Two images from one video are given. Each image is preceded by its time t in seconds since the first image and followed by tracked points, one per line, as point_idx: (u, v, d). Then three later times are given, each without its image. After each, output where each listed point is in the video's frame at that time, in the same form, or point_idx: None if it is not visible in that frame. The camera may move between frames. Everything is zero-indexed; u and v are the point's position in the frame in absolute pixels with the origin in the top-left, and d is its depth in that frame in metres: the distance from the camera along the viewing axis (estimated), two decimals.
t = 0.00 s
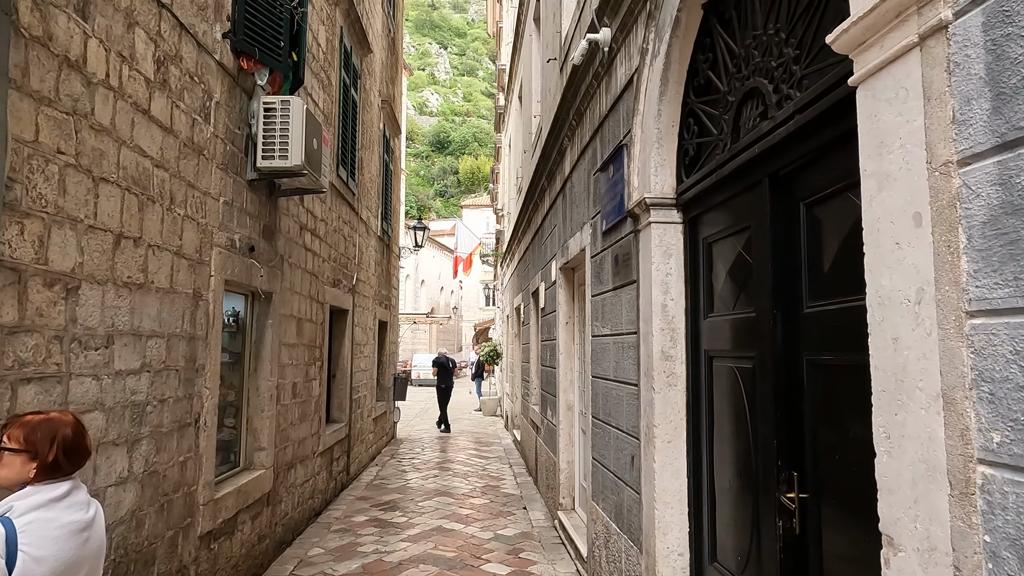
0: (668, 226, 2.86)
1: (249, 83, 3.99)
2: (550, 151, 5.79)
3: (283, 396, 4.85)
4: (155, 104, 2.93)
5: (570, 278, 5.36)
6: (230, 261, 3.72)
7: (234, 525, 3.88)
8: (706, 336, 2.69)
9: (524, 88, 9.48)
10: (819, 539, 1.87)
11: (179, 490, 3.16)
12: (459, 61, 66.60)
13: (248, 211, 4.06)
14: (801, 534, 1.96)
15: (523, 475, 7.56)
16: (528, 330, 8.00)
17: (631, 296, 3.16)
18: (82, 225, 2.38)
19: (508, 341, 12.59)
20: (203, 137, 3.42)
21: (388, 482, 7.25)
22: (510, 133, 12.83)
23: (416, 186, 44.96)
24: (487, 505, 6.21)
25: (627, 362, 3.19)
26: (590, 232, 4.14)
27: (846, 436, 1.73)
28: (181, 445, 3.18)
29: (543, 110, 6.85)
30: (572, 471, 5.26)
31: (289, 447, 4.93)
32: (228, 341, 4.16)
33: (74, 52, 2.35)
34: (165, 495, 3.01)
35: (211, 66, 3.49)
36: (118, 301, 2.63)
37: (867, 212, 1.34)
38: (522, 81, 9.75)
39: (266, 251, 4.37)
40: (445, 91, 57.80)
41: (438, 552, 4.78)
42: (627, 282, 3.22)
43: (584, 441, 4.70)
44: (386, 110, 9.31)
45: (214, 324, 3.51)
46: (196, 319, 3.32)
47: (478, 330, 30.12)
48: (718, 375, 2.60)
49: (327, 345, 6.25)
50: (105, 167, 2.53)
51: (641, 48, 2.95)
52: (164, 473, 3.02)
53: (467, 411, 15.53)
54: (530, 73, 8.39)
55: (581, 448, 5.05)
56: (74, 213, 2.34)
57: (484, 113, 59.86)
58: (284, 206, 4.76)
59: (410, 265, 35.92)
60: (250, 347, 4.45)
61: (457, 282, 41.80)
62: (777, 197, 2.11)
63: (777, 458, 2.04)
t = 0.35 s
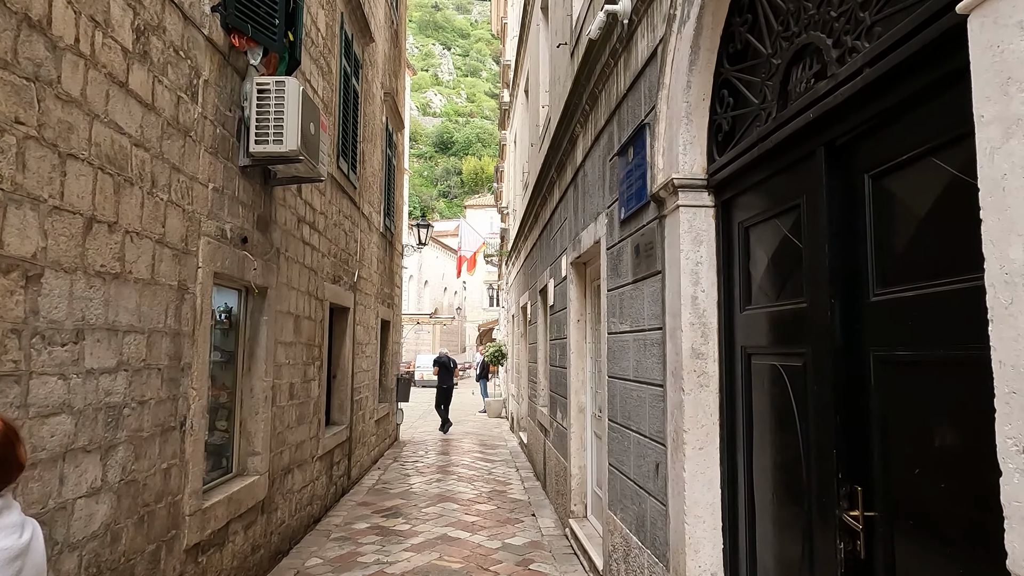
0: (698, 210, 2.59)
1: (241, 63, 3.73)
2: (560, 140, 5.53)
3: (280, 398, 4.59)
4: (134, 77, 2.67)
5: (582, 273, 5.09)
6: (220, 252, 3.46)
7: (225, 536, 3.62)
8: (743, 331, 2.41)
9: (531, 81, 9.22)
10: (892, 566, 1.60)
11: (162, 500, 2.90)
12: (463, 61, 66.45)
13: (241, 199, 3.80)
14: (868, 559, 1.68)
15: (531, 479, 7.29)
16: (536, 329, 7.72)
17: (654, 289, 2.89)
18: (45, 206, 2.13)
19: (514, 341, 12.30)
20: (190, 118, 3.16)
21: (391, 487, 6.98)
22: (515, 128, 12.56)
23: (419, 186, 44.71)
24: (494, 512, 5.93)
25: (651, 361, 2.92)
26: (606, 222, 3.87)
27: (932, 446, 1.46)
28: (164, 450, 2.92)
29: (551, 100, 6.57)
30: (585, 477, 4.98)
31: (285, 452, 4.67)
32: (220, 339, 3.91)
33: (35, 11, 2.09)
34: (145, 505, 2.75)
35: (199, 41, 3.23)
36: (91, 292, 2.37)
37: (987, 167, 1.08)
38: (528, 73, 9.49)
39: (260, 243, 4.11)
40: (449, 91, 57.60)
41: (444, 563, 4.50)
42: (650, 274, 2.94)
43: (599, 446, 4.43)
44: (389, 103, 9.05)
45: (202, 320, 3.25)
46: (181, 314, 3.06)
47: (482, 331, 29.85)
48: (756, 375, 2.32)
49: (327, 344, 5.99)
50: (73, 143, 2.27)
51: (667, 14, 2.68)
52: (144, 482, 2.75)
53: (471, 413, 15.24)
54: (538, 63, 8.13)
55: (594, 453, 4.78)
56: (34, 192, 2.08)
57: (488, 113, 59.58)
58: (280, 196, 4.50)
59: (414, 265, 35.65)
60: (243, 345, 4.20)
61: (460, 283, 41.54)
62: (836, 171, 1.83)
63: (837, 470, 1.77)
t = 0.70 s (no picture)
0: (737, 198, 2.31)
1: (233, 44, 3.48)
2: (572, 132, 5.26)
3: (277, 404, 4.33)
4: (110, 52, 2.41)
5: (596, 273, 4.82)
6: (210, 248, 3.20)
7: (216, 554, 3.36)
8: (790, 334, 2.14)
9: (539, 74, 8.96)
10: None
11: (143, 519, 2.64)
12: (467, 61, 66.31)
13: (233, 192, 3.54)
14: None
15: (540, 487, 7.01)
16: (545, 330, 7.45)
17: (685, 287, 2.61)
18: None
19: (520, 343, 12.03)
20: (175, 101, 2.90)
21: (395, 495, 6.72)
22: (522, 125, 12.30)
23: (423, 186, 44.50)
24: (502, 521, 5.67)
25: (680, 366, 2.65)
26: (625, 216, 3.60)
27: None
28: (145, 465, 2.66)
29: (562, 91, 6.31)
30: (599, 488, 4.71)
31: (283, 461, 4.41)
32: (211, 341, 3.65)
33: None
34: (123, 526, 2.49)
35: (185, 18, 2.97)
36: (56, 290, 2.11)
37: None
38: (536, 67, 9.23)
39: (255, 238, 3.85)
40: (453, 90, 57.40)
41: None
42: (680, 271, 2.67)
43: (618, 456, 4.15)
44: (393, 97, 8.80)
45: (190, 321, 2.99)
46: (165, 315, 2.80)
47: (487, 331, 29.58)
48: (808, 384, 2.04)
49: (327, 347, 5.73)
50: (34, 121, 2.01)
51: None
52: (121, 501, 2.49)
53: (477, 415, 14.99)
54: (546, 55, 7.86)
55: (611, 462, 4.51)
56: None
57: (492, 113, 59.35)
58: (276, 189, 4.24)
59: (418, 265, 35.41)
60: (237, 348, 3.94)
61: (465, 283, 41.30)
62: (918, 146, 1.56)
63: (921, 501, 1.49)
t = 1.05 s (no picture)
0: (778, 172, 2.04)
1: (217, 16, 3.20)
2: (581, 118, 4.99)
3: (268, 406, 4.06)
4: (69, 10, 2.14)
5: (607, 267, 4.55)
6: (189, 236, 2.93)
7: (197, 570, 3.09)
8: (841, 326, 1.85)
9: (544, 65, 8.68)
10: None
11: (109, 535, 2.36)
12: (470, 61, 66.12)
13: (217, 176, 3.27)
14: None
15: (546, 492, 6.73)
16: (551, 329, 7.17)
17: (715, 275, 2.33)
18: None
19: (524, 343, 11.75)
20: (149, 72, 2.63)
21: (395, 501, 6.44)
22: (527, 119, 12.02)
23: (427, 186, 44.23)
24: (508, 530, 5.38)
25: (710, 364, 2.37)
26: (642, 201, 3.32)
27: None
28: (112, 474, 2.38)
29: (569, 79, 6.03)
30: (611, 495, 4.42)
31: (274, 466, 4.14)
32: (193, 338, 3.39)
33: None
34: (84, 544, 2.22)
35: None
36: None
37: None
38: (541, 58, 8.94)
39: (242, 228, 3.58)
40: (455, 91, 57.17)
41: None
42: (709, 257, 2.39)
43: (634, 462, 3.87)
44: (394, 89, 8.52)
45: (166, 315, 2.72)
46: (135, 307, 2.53)
47: (490, 332, 29.31)
48: (864, 383, 1.76)
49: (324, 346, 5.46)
50: None
51: None
52: (82, 516, 2.22)
53: (480, 417, 14.70)
54: (552, 44, 7.58)
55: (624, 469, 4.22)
56: None
57: (496, 114, 59.11)
58: (267, 176, 3.97)
59: (421, 266, 35.16)
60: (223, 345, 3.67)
61: (468, 284, 41.03)
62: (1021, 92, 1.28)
63: None
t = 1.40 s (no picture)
0: (827, 150, 1.75)
1: None
2: (588, 107, 4.71)
3: (255, 414, 3.79)
4: None
5: (617, 264, 4.27)
6: (160, 228, 2.66)
7: None
8: (903, 331, 1.56)
9: (549, 58, 8.39)
10: None
11: (61, 566, 2.09)
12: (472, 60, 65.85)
13: (194, 164, 3.00)
14: None
15: (552, 500, 6.44)
16: (556, 330, 6.89)
17: (748, 271, 2.05)
18: None
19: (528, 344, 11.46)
20: (112, 46, 2.36)
21: (394, 510, 6.17)
22: (530, 115, 11.72)
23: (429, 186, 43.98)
24: (512, 542, 5.10)
25: (743, 372, 2.09)
26: (658, 191, 3.04)
27: None
28: (64, 496, 2.11)
29: (576, 68, 5.74)
30: (622, 508, 4.13)
31: (262, 478, 3.87)
32: (168, 342, 3.13)
33: None
34: None
35: None
36: None
37: None
38: (546, 50, 8.66)
39: (225, 222, 3.32)
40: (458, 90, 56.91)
41: None
42: (742, 252, 2.11)
43: (648, 475, 3.60)
44: (393, 82, 8.24)
45: (132, 316, 2.45)
46: (95, 307, 2.25)
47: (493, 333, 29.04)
48: (936, 400, 1.47)
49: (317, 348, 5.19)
50: None
51: None
52: (26, 546, 1.95)
53: (483, 419, 14.42)
54: (557, 34, 7.29)
55: (637, 481, 3.94)
56: None
57: (499, 113, 58.84)
58: (253, 167, 3.70)
59: (423, 265, 34.91)
60: (204, 349, 3.40)
61: (471, 284, 40.77)
62: None
63: None
